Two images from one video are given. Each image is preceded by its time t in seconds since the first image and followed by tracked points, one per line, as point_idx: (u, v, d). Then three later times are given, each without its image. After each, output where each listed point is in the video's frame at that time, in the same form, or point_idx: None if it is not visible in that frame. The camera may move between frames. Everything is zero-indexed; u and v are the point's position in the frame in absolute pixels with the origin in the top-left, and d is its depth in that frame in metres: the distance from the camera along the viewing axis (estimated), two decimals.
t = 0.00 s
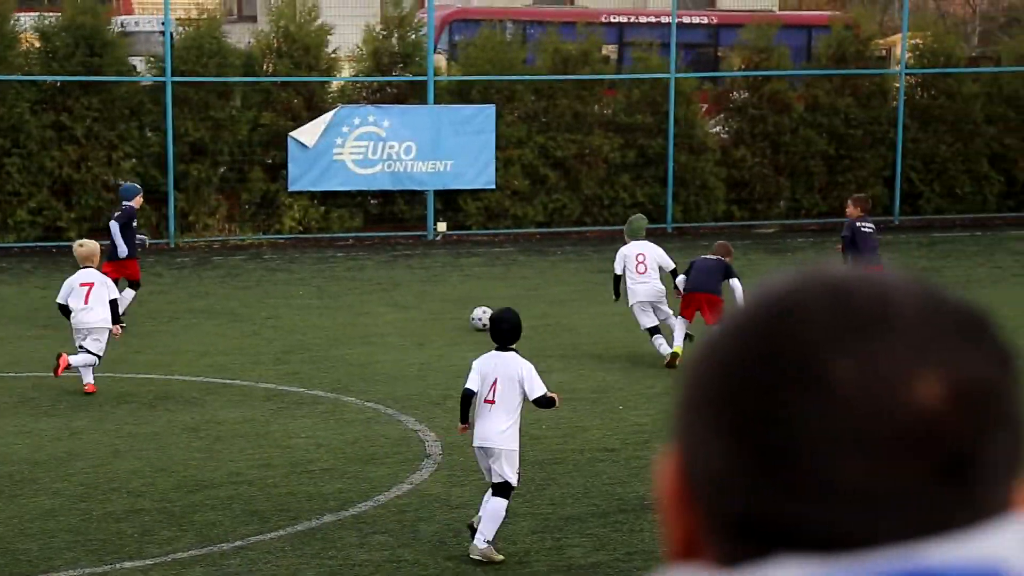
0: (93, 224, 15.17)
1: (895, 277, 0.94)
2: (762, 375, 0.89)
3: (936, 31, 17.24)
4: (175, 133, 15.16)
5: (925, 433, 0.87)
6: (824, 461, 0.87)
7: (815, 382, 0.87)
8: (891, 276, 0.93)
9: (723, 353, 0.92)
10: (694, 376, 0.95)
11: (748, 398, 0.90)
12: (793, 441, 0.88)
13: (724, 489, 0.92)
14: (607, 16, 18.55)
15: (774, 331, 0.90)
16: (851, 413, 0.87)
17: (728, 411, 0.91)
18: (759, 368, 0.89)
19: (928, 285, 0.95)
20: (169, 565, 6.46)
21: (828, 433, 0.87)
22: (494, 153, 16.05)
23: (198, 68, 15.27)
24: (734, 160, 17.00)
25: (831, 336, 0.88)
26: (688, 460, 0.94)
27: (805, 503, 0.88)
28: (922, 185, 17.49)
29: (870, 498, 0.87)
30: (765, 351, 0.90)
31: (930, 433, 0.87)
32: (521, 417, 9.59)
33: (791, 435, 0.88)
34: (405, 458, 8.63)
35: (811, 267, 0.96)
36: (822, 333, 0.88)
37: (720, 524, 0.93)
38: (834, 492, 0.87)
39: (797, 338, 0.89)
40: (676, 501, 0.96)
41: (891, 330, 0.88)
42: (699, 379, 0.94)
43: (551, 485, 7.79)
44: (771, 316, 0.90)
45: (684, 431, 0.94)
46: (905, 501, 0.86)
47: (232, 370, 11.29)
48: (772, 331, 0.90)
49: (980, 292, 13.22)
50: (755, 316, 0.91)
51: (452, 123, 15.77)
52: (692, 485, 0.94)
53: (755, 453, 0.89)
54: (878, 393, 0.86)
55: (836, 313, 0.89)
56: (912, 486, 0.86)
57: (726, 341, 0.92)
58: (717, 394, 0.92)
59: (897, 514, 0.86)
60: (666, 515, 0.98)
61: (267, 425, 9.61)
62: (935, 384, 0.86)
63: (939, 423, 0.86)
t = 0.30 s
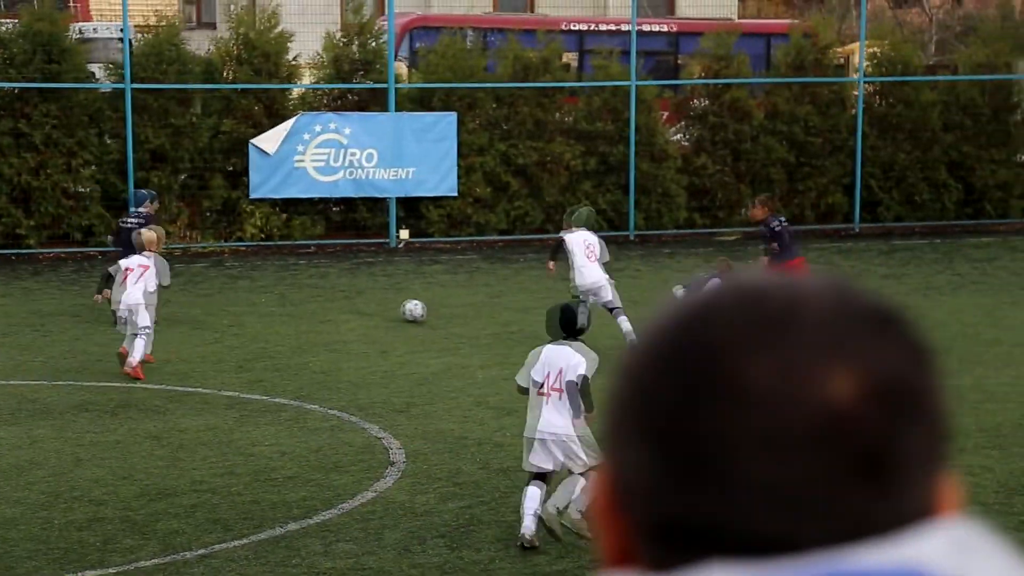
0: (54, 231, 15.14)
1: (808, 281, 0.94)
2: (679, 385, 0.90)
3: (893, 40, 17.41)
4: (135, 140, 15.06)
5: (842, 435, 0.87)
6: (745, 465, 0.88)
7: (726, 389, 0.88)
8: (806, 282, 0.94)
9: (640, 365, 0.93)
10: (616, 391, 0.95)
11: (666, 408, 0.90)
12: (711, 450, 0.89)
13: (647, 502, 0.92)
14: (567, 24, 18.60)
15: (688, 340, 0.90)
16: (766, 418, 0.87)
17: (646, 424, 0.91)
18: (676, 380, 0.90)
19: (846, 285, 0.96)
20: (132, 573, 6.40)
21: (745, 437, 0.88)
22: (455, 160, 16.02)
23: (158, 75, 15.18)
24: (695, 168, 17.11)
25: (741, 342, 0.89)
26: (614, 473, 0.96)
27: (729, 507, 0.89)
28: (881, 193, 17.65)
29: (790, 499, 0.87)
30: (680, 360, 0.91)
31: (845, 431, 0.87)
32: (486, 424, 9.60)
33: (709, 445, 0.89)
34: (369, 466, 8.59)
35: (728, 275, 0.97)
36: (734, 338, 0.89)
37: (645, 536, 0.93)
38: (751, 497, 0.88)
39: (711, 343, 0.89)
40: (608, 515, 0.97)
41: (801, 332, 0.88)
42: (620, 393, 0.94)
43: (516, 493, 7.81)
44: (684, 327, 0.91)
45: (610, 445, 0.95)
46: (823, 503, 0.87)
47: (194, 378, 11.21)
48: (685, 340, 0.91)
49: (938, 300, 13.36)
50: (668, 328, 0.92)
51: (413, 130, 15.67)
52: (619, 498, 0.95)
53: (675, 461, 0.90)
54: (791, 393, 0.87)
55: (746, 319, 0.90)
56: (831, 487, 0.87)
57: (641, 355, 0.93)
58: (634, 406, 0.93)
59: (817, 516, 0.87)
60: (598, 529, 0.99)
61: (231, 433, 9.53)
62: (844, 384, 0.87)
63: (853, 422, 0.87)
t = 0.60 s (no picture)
0: (62, 236, 15.18)
1: (702, 282, 0.93)
2: (576, 399, 0.90)
3: (902, 47, 17.42)
4: (144, 145, 15.11)
5: (739, 445, 0.87)
6: (645, 476, 0.89)
7: (624, 402, 0.88)
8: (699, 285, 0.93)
9: (538, 377, 0.93)
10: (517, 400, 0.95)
11: (563, 421, 0.91)
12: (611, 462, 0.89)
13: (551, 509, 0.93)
14: (575, 30, 18.55)
15: (583, 355, 0.90)
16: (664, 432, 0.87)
17: (547, 435, 0.92)
18: (573, 393, 0.90)
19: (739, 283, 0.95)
20: None
21: (644, 450, 0.88)
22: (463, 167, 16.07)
23: (167, 80, 15.18)
24: (703, 175, 17.11)
25: (636, 355, 0.88)
26: (524, 485, 0.96)
27: (633, 515, 0.90)
28: (889, 201, 17.62)
29: (691, 509, 0.88)
30: (577, 372, 0.90)
31: (742, 440, 0.87)
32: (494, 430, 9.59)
33: (612, 458, 0.89)
34: (377, 472, 8.58)
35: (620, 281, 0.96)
36: (625, 351, 0.88)
37: (550, 541, 0.95)
38: (655, 506, 0.89)
39: (604, 357, 0.89)
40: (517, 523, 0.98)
41: (695, 342, 0.88)
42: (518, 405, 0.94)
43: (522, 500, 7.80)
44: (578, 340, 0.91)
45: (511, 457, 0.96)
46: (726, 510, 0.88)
47: (202, 383, 11.20)
48: (581, 355, 0.90)
49: (945, 308, 13.33)
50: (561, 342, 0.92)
51: (422, 136, 15.79)
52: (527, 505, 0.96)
53: (578, 472, 0.91)
54: (688, 402, 0.86)
55: (639, 328, 0.89)
56: (734, 494, 0.88)
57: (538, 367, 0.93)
58: (534, 421, 0.93)
59: (720, 522, 0.88)
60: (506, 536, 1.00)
61: (239, 439, 9.52)
62: (741, 392, 0.86)
63: (748, 428, 0.87)
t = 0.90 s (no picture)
0: (69, 243, 15.20)
1: (622, 286, 0.91)
2: (498, 410, 0.86)
3: (908, 56, 17.44)
4: (151, 152, 15.15)
5: (665, 450, 0.84)
6: (572, 485, 0.85)
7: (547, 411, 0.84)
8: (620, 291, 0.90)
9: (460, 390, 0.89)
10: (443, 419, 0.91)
11: (486, 435, 0.87)
12: (537, 473, 0.86)
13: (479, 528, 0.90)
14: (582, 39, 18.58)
15: (503, 365, 0.87)
16: (590, 438, 0.84)
17: (470, 451, 0.88)
18: (495, 405, 0.86)
19: (658, 289, 0.93)
20: None
21: (570, 459, 0.85)
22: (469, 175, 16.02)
23: (174, 88, 15.22)
24: (708, 183, 17.10)
25: (557, 357, 0.85)
26: (448, 507, 0.91)
27: (563, 527, 0.86)
28: (896, 210, 17.61)
29: (621, 518, 0.84)
30: (496, 384, 0.87)
31: (672, 443, 0.84)
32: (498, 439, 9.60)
33: (538, 470, 0.85)
34: (383, 480, 8.58)
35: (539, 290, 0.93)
36: (545, 357, 0.85)
37: (483, 561, 0.90)
38: (584, 516, 0.85)
39: (524, 364, 0.86)
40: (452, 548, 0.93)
41: (618, 345, 0.85)
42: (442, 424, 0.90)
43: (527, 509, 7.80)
44: (497, 350, 0.87)
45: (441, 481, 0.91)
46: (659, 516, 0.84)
47: (207, 391, 11.20)
48: (500, 363, 0.87)
49: (951, 317, 13.32)
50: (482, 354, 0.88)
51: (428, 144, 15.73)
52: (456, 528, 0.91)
53: (502, 487, 0.87)
54: (620, 406, 0.83)
55: (559, 332, 0.86)
56: (665, 499, 0.84)
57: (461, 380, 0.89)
58: (455, 437, 0.89)
59: (656, 529, 0.84)
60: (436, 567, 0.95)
61: (244, 446, 9.52)
62: (667, 392, 0.84)
63: (674, 430, 0.84)
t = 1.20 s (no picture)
0: (71, 256, 15.24)
1: (718, 306, 1.06)
2: (597, 407, 1.02)
3: (909, 68, 17.45)
4: (152, 166, 15.19)
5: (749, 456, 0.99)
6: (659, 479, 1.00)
7: (642, 414, 0.99)
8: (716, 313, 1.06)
9: (560, 385, 1.04)
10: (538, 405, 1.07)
11: (584, 427, 1.02)
12: (629, 467, 1.00)
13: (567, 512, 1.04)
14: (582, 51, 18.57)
15: (605, 369, 1.02)
16: (681, 441, 0.99)
17: (567, 439, 1.03)
18: (594, 398, 1.02)
19: (745, 307, 1.08)
20: None
21: (660, 457, 0.99)
22: (470, 188, 15.98)
23: (175, 101, 15.23)
24: (709, 195, 17.13)
25: (657, 366, 1.00)
26: (539, 490, 1.06)
27: (648, 516, 1.01)
28: (897, 221, 17.63)
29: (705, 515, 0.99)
30: (598, 382, 1.02)
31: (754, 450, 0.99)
32: (499, 451, 9.62)
33: (631, 464, 1.00)
34: (384, 492, 8.59)
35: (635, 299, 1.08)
36: (647, 365, 1.00)
37: (569, 546, 1.05)
38: (669, 507, 1.00)
39: (628, 369, 1.01)
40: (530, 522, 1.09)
41: (713, 359, 1.00)
42: (540, 409, 1.06)
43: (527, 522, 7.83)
44: (600, 355, 1.03)
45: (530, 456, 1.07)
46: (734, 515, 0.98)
47: (209, 403, 11.22)
48: (604, 365, 1.02)
49: (952, 328, 13.33)
50: (585, 354, 1.03)
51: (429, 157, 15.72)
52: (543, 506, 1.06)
53: (597, 473, 1.02)
54: (706, 414, 0.98)
55: (660, 343, 1.01)
56: (743, 505, 0.99)
57: (557, 372, 1.04)
58: (556, 423, 1.04)
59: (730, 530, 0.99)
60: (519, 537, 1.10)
61: (246, 459, 9.53)
62: (757, 407, 0.98)
63: (759, 439, 0.99)
